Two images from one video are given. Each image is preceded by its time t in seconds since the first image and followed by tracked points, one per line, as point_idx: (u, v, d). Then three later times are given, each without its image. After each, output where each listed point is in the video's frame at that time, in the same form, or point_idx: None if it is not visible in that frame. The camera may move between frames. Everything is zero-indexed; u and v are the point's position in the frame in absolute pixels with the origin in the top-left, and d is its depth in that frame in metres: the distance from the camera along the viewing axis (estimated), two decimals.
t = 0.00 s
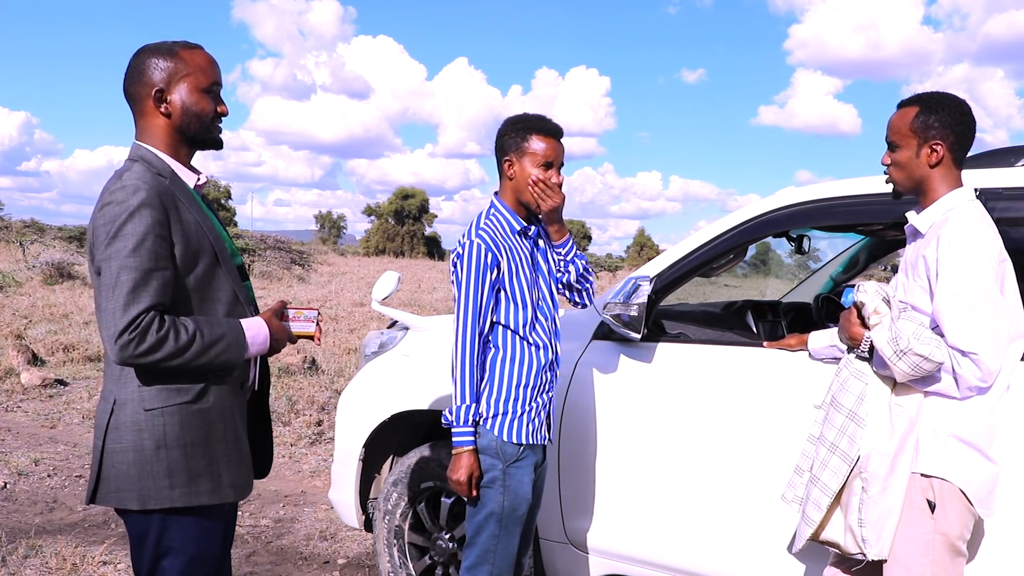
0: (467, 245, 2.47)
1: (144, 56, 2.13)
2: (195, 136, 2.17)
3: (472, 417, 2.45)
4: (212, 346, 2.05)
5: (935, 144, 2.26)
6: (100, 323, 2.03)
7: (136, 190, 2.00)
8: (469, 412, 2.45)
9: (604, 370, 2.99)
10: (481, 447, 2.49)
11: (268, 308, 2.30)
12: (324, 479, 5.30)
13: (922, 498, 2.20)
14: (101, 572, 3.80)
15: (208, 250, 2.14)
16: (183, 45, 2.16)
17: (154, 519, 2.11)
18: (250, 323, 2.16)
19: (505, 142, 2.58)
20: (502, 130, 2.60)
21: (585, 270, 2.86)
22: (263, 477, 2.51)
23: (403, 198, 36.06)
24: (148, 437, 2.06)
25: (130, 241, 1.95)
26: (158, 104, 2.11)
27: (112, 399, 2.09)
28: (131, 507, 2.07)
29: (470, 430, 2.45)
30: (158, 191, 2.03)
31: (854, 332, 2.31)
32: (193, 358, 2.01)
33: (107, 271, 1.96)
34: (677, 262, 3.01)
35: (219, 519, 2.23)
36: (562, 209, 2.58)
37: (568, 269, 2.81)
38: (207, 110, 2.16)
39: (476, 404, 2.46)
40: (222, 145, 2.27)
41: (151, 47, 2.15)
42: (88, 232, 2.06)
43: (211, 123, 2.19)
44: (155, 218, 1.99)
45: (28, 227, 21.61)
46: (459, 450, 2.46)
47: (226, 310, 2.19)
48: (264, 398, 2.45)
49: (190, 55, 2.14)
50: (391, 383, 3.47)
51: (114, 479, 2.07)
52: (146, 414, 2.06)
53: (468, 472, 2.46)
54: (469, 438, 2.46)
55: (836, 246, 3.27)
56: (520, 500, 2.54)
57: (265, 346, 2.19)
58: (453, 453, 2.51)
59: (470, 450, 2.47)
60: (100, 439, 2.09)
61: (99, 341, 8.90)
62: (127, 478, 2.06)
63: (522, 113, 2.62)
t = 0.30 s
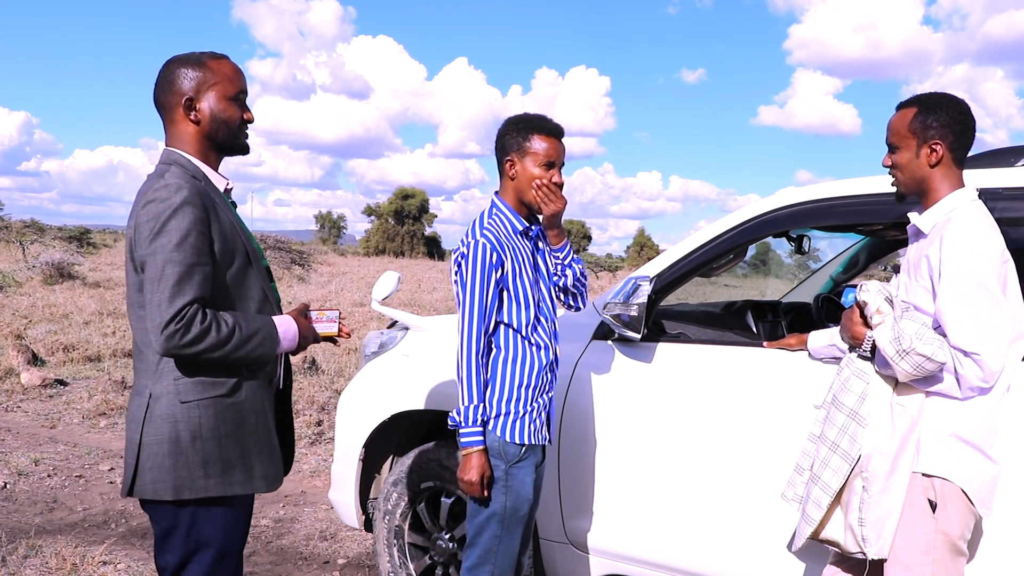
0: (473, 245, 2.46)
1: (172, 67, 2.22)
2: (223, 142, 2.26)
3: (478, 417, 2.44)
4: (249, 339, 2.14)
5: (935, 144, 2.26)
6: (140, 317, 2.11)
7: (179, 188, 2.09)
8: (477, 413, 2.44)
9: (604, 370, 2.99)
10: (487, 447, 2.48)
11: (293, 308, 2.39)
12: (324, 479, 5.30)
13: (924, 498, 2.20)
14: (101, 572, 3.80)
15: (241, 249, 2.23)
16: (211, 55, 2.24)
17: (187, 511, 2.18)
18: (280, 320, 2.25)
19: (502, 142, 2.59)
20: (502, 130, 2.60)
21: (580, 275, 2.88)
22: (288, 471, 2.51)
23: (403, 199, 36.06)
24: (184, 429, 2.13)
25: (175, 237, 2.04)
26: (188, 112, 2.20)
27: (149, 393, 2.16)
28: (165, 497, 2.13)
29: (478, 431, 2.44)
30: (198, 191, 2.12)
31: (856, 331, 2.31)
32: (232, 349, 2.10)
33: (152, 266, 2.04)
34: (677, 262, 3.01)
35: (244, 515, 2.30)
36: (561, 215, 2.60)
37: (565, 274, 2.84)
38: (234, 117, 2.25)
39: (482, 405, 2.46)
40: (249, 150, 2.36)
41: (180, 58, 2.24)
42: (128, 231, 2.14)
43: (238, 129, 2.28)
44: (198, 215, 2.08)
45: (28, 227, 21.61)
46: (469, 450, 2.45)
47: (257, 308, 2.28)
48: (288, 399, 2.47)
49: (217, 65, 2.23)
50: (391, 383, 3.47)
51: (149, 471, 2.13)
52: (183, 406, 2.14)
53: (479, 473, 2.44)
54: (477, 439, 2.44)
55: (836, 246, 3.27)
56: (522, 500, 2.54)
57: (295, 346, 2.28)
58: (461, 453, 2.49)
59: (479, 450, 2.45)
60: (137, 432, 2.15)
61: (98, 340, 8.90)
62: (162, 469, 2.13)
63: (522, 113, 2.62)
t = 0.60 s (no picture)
0: (470, 245, 2.47)
1: (200, 76, 2.27)
2: (246, 150, 2.30)
3: (476, 417, 2.45)
4: (254, 338, 2.15)
5: (935, 144, 2.26)
6: (150, 310, 2.14)
7: (195, 186, 2.11)
8: (474, 413, 2.44)
9: (604, 370, 2.99)
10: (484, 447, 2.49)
11: (306, 315, 2.38)
12: (324, 479, 5.30)
13: (926, 497, 2.20)
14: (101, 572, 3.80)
15: (253, 250, 2.24)
16: (238, 66, 2.29)
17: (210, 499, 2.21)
18: (288, 324, 2.25)
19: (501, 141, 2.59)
20: (501, 129, 2.60)
21: (578, 282, 2.83)
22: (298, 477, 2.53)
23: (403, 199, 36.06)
24: (186, 421, 2.15)
25: (187, 232, 2.06)
26: (214, 119, 2.25)
27: (156, 385, 2.19)
28: (166, 487, 2.16)
29: (477, 431, 2.44)
30: (213, 191, 2.14)
31: (858, 332, 2.31)
32: (237, 346, 2.11)
33: (163, 259, 2.06)
34: (677, 262, 3.01)
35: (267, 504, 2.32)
36: (562, 222, 2.58)
37: (562, 280, 2.77)
38: (258, 126, 2.29)
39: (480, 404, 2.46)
40: (271, 159, 2.40)
41: (208, 69, 2.29)
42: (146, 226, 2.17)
43: (261, 138, 2.32)
44: (210, 213, 2.10)
45: (28, 227, 21.61)
46: (467, 450, 2.45)
47: (266, 309, 2.28)
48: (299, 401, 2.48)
49: (243, 75, 2.28)
50: (391, 382, 3.47)
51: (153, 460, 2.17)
52: (186, 399, 2.16)
53: (476, 473, 2.44)
54: (475, 439, 2.44)
55: (836, 246, 3.27)
56: (521, 501, 2.54)
57: (303, 348, 2.28)
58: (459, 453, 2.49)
59: (477, 450, 2.46)
60: (144, 423, 2.19)
61: (98, 340, 8.90)
62: (164, 459, 2.16)
63: (518, 112, 2.62)
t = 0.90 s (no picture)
0: (470, 245, 2.48)
1: (215, 81, 2.28)
2: (257, 153, 2.31)
3: (473, 417, 2.45)
4: (242, 335, 2.14)
5: (935, 144, 2.26)
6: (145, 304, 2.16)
7: (192, 184, 2.12)
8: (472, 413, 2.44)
9: (604, 370, 2.99)
10: (481, 447, 2.49)
11: (308, 316, 2.38)
12: (324, 479, 5.30)
13: (927, 497, 2.20)
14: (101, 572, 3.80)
15: (251, 250, 2.24)
16: (251, 72, 2.31)
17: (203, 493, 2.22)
18: (284, 325, 2.25)
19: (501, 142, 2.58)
20: (500, 129, 2.60)
21: (576, 286, 2.84)
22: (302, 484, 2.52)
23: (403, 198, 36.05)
24: (175, 414, 2.17)
25: (179, 228, 2.08)
26: (225, 123, 2.26)
27: (153, 379, 2.23)
28: (153, 479, 2.18)
29: (472, 432, 2.45)
30: (211, 189, 2.15)
31: (859, 332, 2.31)
32: (222, 342, 2.11)
33: (156, 254, 2.08)
34: (677, 262, 3.02)
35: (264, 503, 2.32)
36: (564, 228, 2.58)
37: (562, 285, 2.79)
38: (269, 130, 2.29)
39: (477, 405, 2.46)
40: (282, 163, 2.40)
41: (222, 74, 2.31)
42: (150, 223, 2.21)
43: (273, 142, 2.32)
44: (205, 210, 2.11)
45: (28, 227, 21.61)
46: (462, 450, 2.46)
47: (263, 308, 2.28)
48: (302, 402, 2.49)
49: (257, 80, 2.29)
50: (391, 382, 3.47)
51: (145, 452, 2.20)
52: (176, 393, 2.18)
53: (470, 473, 2.45)
54: (470, 439, 2.45)
55: (836, 246, 3.27)
56: (519, 501, 2.54)
57: (297, 350, 2.28)
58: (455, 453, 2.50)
59: (472, 450, 2.46)
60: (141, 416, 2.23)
61: (98, 340, 8.89)
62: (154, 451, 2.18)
63: (518, 113, 2.62)
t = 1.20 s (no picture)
0: (470, 245, 2.48)
1: (219, 83, 2.28)
2: (261, 155, 2.31)
3: (473, 418, 2.45)
4: (245, 337, 2.14)
5: (934, 144, 2.26)
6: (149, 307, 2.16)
7: (196, 187, 2.12)
8: (472, 413, 2.44)
9: (604, 370, 2.99)
10: (482, 447, 2.49)
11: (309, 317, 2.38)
12: (324, 479, 5.29)
13: (927, 497, 2.20)
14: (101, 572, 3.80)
15: (255, 252, 2.24)
16: (255, 74, 2.31)
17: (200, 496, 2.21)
18: (286, 326, 2.25)
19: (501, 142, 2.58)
20: (501, 129, 2.60)
21: (576, 288, 2.83)
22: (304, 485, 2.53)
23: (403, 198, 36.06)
24: (178, 417, 2.17)
25: (183, 231, 2.08)
26: (228, 124, 2.26)
27: (155, 381, 2.22)
28: (155, 482, 2.18)
29: (472, 433, 2.45)
30: (215, 192, 2.15)
31: (859, 331, 2.31)
32: (226, 345, 2.11)
33: (160, 257, 2.08)
34: (678, 262, 3.02)
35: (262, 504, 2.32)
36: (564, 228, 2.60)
37: (562, 287, 2.80)
38: (272, 132, 2.29)
39: (477, 405, 2.47)
40: (286, 164, 2.40)
41: (226, 76, 2.31)
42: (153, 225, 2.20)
43: (276, 144, 2.32)
44: (209, 213, 2.11)
45: (28, 227, 21.61)
46: (462, 450, 2.45)
47: (267, 310, 2.28)
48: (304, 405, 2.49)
49: (260, 82, 2.29)
50: (391, 382, 3.47)
51: (145, 455, 2.19)
52: (179, 396, 2.18)
53: (471, 473, 2.45)
54: (471, 439, 2.45)
55: (836, 246, 3.27)
56: (519, 501, 2.54)
57: (299, 351, 2.28)
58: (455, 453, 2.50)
59: (472, 451, 2.46)
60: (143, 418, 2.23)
61: (98, 340, 8.89)
62: (156, 454, 2.18)
63: (518, 113, 2.62)
